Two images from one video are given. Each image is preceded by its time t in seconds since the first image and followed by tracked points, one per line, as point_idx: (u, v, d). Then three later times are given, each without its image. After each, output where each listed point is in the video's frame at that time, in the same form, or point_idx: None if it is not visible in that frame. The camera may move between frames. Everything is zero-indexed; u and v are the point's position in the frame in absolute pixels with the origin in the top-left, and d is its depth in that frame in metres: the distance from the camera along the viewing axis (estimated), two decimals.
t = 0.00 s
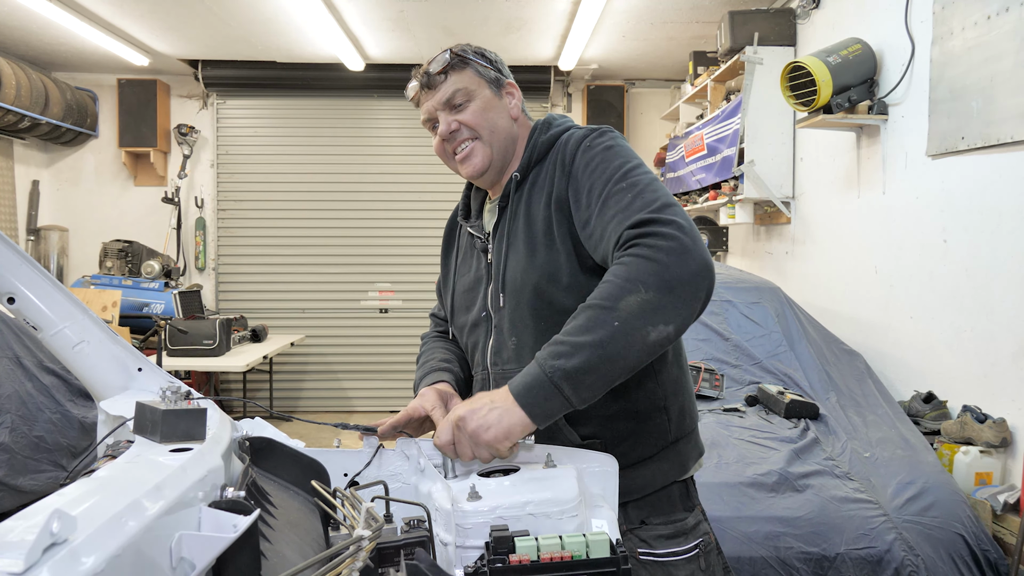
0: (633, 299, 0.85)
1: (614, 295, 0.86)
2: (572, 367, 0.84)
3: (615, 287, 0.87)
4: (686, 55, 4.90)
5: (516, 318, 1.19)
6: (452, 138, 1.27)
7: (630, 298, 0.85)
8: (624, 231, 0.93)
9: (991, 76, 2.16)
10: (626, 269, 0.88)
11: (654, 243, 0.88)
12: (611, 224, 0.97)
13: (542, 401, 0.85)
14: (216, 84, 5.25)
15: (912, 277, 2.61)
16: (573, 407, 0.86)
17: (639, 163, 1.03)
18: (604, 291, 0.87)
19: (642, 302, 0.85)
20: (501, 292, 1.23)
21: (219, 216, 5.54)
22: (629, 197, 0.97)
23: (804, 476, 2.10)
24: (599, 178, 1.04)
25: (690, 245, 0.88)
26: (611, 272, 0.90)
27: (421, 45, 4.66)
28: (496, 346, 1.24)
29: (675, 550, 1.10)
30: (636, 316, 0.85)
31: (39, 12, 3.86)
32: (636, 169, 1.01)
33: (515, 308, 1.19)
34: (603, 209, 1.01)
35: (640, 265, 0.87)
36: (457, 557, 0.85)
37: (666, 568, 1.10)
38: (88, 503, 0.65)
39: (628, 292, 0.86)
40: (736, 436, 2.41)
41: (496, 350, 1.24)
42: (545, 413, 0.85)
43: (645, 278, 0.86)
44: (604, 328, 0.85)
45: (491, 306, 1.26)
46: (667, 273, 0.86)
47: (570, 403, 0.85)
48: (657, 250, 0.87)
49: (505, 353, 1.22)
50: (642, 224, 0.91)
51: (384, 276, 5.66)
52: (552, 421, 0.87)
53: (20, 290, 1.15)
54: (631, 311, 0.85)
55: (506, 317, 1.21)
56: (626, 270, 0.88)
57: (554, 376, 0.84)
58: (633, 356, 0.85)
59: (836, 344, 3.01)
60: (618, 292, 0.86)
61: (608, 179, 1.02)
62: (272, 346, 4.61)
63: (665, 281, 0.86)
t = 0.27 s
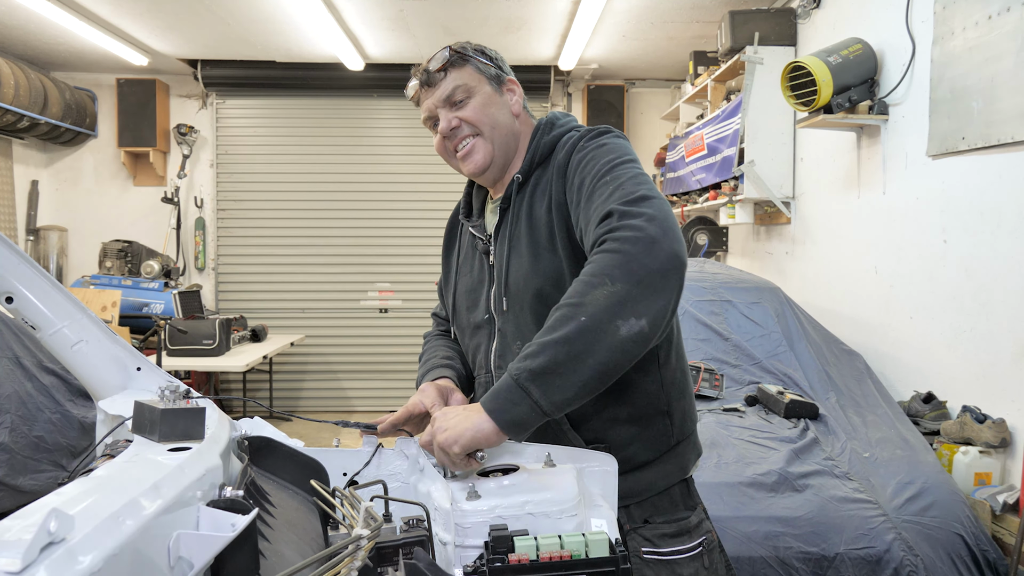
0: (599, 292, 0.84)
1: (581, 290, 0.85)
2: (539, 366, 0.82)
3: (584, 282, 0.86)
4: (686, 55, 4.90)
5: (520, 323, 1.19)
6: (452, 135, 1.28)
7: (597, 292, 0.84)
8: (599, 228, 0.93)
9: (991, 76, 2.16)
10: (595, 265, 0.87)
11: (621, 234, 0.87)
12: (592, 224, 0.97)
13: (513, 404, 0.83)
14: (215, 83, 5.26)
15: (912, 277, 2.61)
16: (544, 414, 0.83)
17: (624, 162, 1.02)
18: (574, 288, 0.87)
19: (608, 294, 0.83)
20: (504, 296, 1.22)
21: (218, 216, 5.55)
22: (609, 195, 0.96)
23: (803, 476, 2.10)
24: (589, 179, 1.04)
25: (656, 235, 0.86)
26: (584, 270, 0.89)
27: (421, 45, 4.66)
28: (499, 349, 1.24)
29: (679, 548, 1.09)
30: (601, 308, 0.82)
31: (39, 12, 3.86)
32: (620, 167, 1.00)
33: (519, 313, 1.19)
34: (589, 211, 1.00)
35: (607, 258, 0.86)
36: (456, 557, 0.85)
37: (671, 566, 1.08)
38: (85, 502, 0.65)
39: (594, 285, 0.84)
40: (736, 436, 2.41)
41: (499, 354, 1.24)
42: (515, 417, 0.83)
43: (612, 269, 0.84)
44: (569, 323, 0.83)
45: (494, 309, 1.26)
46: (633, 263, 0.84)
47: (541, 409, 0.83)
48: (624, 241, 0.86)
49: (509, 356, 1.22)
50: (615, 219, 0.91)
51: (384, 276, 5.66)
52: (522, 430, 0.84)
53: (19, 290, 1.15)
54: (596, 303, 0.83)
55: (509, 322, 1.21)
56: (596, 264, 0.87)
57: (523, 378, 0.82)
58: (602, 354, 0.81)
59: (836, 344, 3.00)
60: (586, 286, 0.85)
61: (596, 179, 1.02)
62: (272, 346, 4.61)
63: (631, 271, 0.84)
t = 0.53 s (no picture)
0: (634, 322, 0.89)
1: (615, 314, 0.89)
2: (568, 375, 0.88)
3: (616, 305, 0.89)
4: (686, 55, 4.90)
5: (505, 318, 1.18)
6: (444, 134, 1.28)
7: (632, 321, 0.89)
8: (624, 248, 0.95)
9: (991, 76, 2.16)
10: (626, 289, 0.90)
11: (656, 269, 0.91)
12: (608, 232, 0.98)
13: (536, 402, 0.87)
14: (216, 83, 5.26)
15: (912, 278, 2.61)
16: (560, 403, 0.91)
17: (636, 171, 1.04)
18: (603, 307, 0.90)
19: (641, 326, 0.89)
20: (491, 291, 1.22)
21: (219, 216, 5.55)
22: (627, 210, 0.98)
23: (803, 476, 2.10)
24: (591, 181, 1.04)
25: (691, 277, 0.92)
26: (610, 287, 0.92)
27: (421, 45, 4.66)
28: (487, 345, 1.24)
29: (665, 555, 1.12)
30: (634, 339, 0.89)
31: (39, 12, 3.86)
32: (633, 178, 1.01)
33: (505, 307, 1.18)
34: (597, 216, 1.01)
35: (641, 288, 0.90)
36: (455, 557, 0.86)
37: (656, 571, 1.12)
38: (86, 502, 0.65)
39: (631, 315, 0.89)
40: (735, 436, 2.42)
41: (487, 349, 1.24)
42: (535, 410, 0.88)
43: (647, 302, 0.89)
44: (603, 345, 0.88)
45: (483, 305, 1.26)
46: (668, 302, 0.90)
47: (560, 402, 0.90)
48: (660, 277, 0.90)
49: (496, 351, 1.21)
50: (642, 247, 0.93)
51: (384, 276, 5.66)
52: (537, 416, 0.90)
53: (19, 289, 1.15)
54: (631, 333, 0.89)
55: (495, 317, 1.20)
56: (626, 290, 0.90)
57: (551, 381, 0.88)
58: (622, 368, 0.90)
59: (836, 345, 3.00)
60: (621, 313, 0.89)
61: (603, 185, 1.02)
62: (272, 345, 4.61)
63: (665, 308, 0.90)
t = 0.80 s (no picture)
0: (613, 302, 0.86)
1: (592, 299, 0.87)
2: (562, 375, 0.85)
3: (594, 290, 0.87)
4: (686, 55, 4.90)
5: (491, 320, 1.19)
6: (431, 141, 1.28)
7: (610, 301, 0.86)
8: (597, 228, 0.93)
9: (992, 76, 2.16)
10: (603, 271, 0.88)
11: (626, 240, 0.88)
12: (585, 217, 0.97)
13: (537, 410, 0.85)
14: (216, 83, 5.26)
15: (912, 278, 2.61)
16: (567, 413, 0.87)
17: (608, 150, 1.02)
18: (583, 296, 0.88)
19: (621, 304, 0.85)
20: (477, 294, 1.23)
21: (219, 216, 5.55)
22: (600, 189, 0.96)
23: (803, 476, 2.10)
24: (569, 172, 1.04)
25: (664, 239, 0.87)
26: (590, 276, 0.90)
27: (422, 45, 4.66)
28: (476, 347, 1.24)
29: (657, 557, 1.10)
30: (619, 319, 0.85)
31: (40, 12, 3.86)
32: (604, 158, 1.00)
33: (490, 310, 1.19)
34: (576, 204, 1.00)
35: (614, 264, 0.87)
36: (455, 557, 0.86)
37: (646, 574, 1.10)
38: (87, 502, 0.65)
39: (606, 295, 0.86)
40: (735, 437, 2.42)
41: (476, 352, 1.24)
42: (536, 421, 0.86)
43: (623, 278, 0.86)
44: (589, 333, 0.85)
45: (471, 307, 1.26)
46: (642, 271, 0.86)
47: (564, 410, 0.86)
48: (631, 248, 0.87)
49: (484, 354, 1.21)
50: (612, 221, 0.91)
51: (384, 276, 5.66)
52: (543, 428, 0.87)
53: (20, 289, 1.15)
54: (612, 313, 0.85)
55: (482, 319, 1.21)
56: (605, 272, 0.88)
57: (546, 385, 0.85)
58: (618, 359, 0.85)
59: (837, 346, 3.00)
60: (598, 295, 0.86)
61: (578, 172, 1.02)
62: (273, 345, 4.62)
63: (642, 279, 0.86)
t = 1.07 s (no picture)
0: (568, 283, 0.85)
1: (550, 284, 0.87)
2: (519, 370, 0.82)
3: (554, 277, 0.87)
4: (686, 55, 4.90)
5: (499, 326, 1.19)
6: (444, 156, 1.27)
7: (564, 282, 0.85)
8: (565, 215, 0.94)
9: (991, 77, 2.16)
10: (562, 255, 0.88)
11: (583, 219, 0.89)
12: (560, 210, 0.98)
13: (502, 413, 0.82)
14: (216, 83, 5.26)
15: (912, 278, 2.61)
16: (535, 416, 0.82)
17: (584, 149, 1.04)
18: (545, 285, 0.88)
19: (574, 284, 0.84)
20: (485, 298, 1.23)
21: (219, 216, 5.55)
22: (572, 178, 0.98)
23: (803, 477, 2.11)
24: (556, 171, 1.06)
25: (616, 214, 0.87)
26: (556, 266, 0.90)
27: (421, 45, 4.66)
28: (483, 351, 1.25)
29: (662, 557, 1.11)
30: (573, 299, 0.83)
31: (40, 11, 3.86)
32: (578, 155, 1.02)
33: (498, 316, 1.19)
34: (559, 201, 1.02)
35: (571, 245, 0.88)
36: (454, 557, 0.86)
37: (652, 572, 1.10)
38: (86, 501, 0.65)
39: (561, 278, 0.86)
40: (735, 437, 2.42)
41: (484, 356, 1.25)
42: (500, 423, 0.82)
43: (576, 256, 0.86)
44: (545, 321, 0.83)
45: (478, 311, 1.27)
46: (593, 247, 0.86)
47: (530, 412, 0.82)
48: (586, 225, 0.88)
49: (492, 358, 1.22)
50: (575, 203, 0.93)
51: (384, 276, 5.66)
52: (519, 438, 0.83)
53: (19, 289, 1.15)
54: (566, 295, 0.84)
55: (490, 325, 1.22)
56: (563, 257, 0.88)
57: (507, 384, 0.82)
58: (575, 347, 0.81)
59: (837, 346, 3.00)
60: (554, 280, 0.86)
61: (561, 169, 1.04)
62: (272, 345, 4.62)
63: (595, 256, 0.85)
